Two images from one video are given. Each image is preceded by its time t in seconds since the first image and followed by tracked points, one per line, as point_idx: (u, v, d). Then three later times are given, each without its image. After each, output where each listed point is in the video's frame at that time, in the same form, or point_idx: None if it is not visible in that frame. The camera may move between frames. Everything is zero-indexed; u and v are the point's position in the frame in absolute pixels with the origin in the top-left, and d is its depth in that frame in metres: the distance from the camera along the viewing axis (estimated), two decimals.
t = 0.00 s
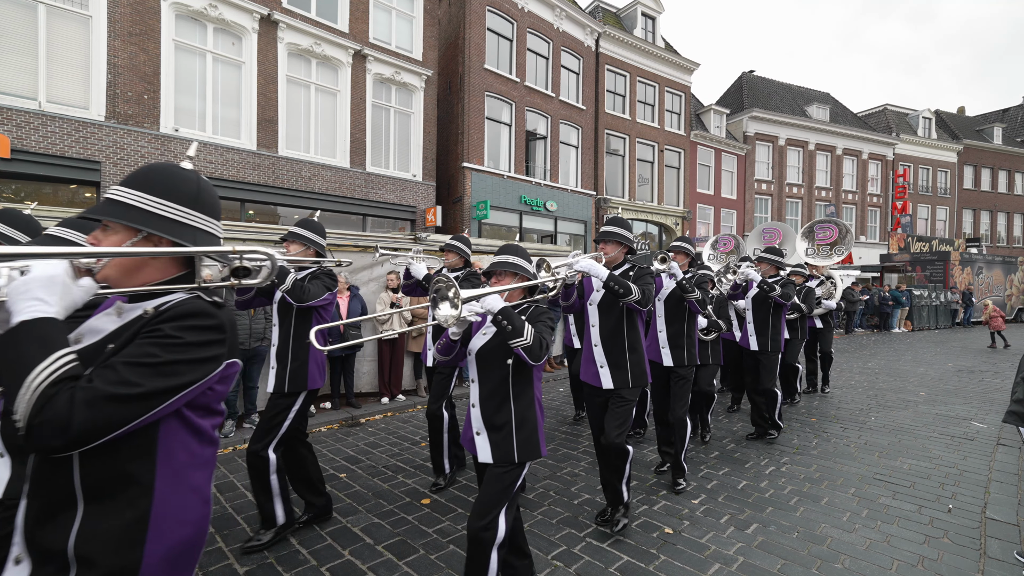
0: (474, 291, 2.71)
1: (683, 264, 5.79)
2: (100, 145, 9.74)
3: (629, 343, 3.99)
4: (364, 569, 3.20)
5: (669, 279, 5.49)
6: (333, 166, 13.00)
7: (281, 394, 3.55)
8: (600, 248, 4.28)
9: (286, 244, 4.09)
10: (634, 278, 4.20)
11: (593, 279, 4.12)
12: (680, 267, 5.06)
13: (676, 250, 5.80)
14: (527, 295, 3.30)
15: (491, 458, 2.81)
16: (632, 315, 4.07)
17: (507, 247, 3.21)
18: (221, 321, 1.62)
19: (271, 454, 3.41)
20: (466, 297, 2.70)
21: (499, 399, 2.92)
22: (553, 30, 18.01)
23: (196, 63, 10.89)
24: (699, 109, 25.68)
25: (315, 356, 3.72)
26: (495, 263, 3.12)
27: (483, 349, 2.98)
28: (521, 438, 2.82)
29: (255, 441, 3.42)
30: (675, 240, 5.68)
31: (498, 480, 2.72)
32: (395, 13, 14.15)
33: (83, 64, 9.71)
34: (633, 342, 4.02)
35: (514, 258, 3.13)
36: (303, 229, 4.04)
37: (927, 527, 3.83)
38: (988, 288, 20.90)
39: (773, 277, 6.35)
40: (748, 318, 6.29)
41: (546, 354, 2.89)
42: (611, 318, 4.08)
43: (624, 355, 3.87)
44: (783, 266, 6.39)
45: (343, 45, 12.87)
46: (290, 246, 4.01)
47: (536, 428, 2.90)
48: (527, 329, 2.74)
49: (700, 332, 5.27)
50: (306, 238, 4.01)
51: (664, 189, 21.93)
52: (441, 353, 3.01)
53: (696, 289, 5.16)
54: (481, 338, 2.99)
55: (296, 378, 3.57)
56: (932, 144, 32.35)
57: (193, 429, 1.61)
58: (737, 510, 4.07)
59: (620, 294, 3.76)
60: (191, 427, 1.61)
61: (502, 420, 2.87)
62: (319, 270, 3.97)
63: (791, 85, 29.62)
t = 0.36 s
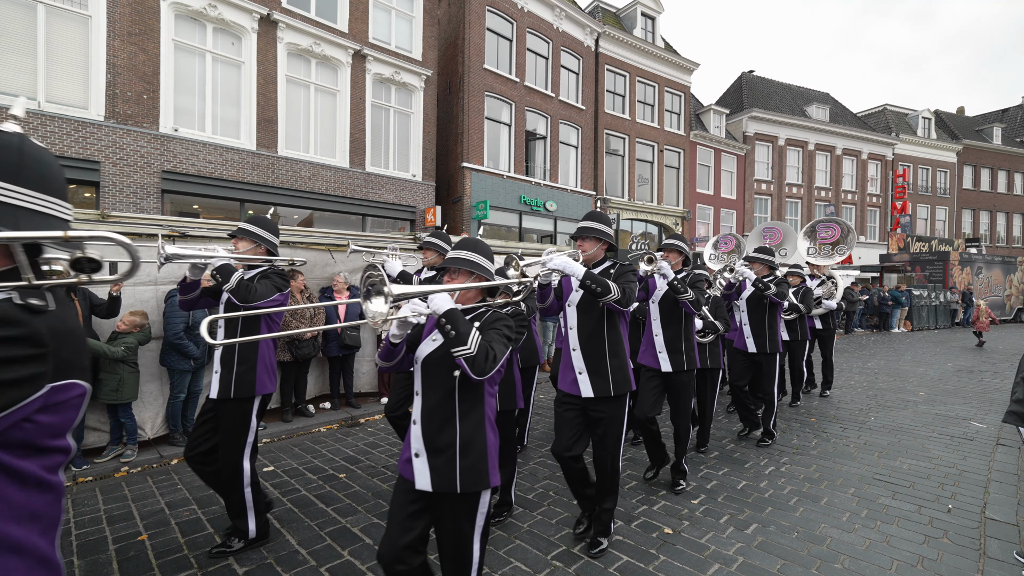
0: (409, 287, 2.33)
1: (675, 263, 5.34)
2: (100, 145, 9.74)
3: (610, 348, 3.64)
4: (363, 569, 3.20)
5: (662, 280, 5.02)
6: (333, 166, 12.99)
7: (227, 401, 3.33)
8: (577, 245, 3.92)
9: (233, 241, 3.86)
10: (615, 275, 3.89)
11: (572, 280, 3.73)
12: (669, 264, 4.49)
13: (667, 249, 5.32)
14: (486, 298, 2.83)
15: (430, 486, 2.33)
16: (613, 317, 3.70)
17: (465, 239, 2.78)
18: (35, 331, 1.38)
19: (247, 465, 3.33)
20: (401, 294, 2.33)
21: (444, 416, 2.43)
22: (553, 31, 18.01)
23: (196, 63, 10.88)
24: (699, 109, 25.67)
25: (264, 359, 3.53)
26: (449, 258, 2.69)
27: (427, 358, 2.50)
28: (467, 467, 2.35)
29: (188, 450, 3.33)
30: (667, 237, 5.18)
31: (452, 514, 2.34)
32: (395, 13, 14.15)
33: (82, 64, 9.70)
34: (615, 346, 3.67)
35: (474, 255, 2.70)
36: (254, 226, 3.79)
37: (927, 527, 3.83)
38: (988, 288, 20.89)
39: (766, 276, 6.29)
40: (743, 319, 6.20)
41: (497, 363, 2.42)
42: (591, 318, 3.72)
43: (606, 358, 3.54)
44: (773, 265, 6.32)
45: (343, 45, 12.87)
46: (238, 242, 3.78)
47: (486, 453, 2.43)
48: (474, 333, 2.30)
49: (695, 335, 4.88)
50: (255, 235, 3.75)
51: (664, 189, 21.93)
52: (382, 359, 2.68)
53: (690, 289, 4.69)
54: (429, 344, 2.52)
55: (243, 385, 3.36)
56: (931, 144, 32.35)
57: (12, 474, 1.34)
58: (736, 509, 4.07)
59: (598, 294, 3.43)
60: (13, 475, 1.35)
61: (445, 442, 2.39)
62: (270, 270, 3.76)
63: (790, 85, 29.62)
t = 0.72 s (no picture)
0: (329, 286, 2.08)
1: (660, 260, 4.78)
2: (99, 145, 9.74)
3: (576, 353, 3.34)
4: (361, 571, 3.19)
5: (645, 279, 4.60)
6: (332, 166, 12.99)
7: (167, 407, 3.21)
8: (548, 241, 3.56)
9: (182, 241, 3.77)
10: (587, 275, 3.52)
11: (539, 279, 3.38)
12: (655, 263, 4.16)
13: (651, 245, 4.68)
14: (429, 304, 2.44)
15: (340, 526, 2.10)
16: (582, 319, 3.40)
17: (408, 236, 2.40)
18: None
19: (171, 473, 3.12)
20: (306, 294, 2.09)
21: (362, 442, 2.14)
22: (552, 30, 18.00)
23: (195, 63, 10.87)
24: (699, 109, 25.66)
25: (210, 358, 3.43)
26: (384, 257, 2.33)
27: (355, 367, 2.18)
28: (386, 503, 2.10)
29: (142, 466, 3.08)
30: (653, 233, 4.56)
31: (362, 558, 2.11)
32: (394, 13, 14.13)
33: (81, 65, 9.69)
34: (581, 350, 3.36)
35: (417, 255, 2.34)
36: (204, 225, 3.68)
37: (926, 527, 3.83)
38: (988, 288, 20.90)
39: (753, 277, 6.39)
40: (727, 321, 6.15)
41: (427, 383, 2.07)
42: (559, 318, 3.40)
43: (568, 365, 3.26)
44: (759, 266, 6.43)
45: (343, 45, 12.86)
46: (187, 243, 3.71)
47: (412, 483, 2.17)
48: (397, 344, 2.00)
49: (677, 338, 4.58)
50: (206, 234, 3.64)
51: (663, 190, 21.93)
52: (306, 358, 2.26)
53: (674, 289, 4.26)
54: (356, 355, 2.18)
55: (185, 391, 3.24)
56: (931, 144, 32.35)
57: None
58: (736, 510, 4.07)
59: (566, 295, 3.11)
60: None
61: (361, 474, 2.12)
62: (220, 270, 3.64)
63: (790, 85, 29.63)
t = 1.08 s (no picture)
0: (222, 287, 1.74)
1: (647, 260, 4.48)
2: (99, 145, 9.73)
3: (548, 362, 3.07)
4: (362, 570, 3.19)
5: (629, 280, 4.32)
6: (332, 166, 12.98)
7: (106, 419, 2.97)
8: (518, 237, 3.23)
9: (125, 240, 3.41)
10: (560, 276, 3.20)
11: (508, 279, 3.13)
12: (637, 262, 3.94)
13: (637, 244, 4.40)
14: (362, 307, 2.15)
15: None
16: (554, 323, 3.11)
17: (336, 232, 2.11)
18: None
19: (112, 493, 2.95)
20: (178, 299, 1.71)
21: (274, 476, 1.88)
22: (552, 30, 17.99)
23: (195, 63, 10.86)
24: (699, 109, 25.65)
25: (152, 367, 3.17)
26: (307, 254, 2.03)
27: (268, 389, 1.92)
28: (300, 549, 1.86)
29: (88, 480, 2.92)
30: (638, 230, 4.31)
31: None
32: (394, 12, 14.12)
33: (81, 65, 9.69)
34: (554, 359, 3.10)
35: (342, 251, 2.05)
36: (147, 224, 3.31)
37: (927, 528, 3.83)
38: (988, 288, 20.91)
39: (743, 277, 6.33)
40: (717, 322, 6.07)
41: (343, 403, 1.80)
42: (530, 323, 3.11)
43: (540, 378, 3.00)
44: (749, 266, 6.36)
45: (342, 45, 12.86)
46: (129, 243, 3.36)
47: (334, 523, 1.91)
48: (301, 358, 1.74)
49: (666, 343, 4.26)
50: (150, 234, 3.30)
51: (663, 190, 21.93)
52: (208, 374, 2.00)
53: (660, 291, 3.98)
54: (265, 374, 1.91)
55: (123, 400, 2.98)
56: (931, 144, 32.34)
57: None
58: (735, 510, 4.07)
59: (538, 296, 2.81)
60: None
61: (273, 515, 1.87)
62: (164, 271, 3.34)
63: (790, 85, 29.64)
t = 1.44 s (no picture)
0: (97, 287, 1.53)
1: (632, 256, 4.32)
2: (99, 145, 9.72)
3: (514, 370, 2.69)
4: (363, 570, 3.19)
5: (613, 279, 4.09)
6: (331, 165, 12.97)
7: (41, 427, 2.77)
8: (478, 229, 2.84)
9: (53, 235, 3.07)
10: (526, 271, 2.83)
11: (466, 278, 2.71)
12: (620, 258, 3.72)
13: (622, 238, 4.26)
14: (277, 310, 1.81)
15: None
16: (520, 327, 2.73)
17: (243, 222, 1.77)
18: None
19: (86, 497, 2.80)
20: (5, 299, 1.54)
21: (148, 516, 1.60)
22: (552, 30, 17.98)
23: (194, 63, 10.85)
24: (699, 109, 25.64)
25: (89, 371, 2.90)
26: (204, 249, 1.73)
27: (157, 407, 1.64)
28: None
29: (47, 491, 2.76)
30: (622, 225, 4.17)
31: None
32: (394, 12, 14.11)
33: (81, 64, 9.68)
34: (521, 365, 2.72)
35: (243, 245, 1.74)
36: (76, 217, 2.98)
37: (927, 528, 3.82)
38: (988, 289, 20.91)
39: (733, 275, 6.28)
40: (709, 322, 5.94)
41: (197, 435, 1.48)
42: (494, 326, 2.72)
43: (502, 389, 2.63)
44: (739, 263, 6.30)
45: (342, 45, 12.86)
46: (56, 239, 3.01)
47: None
48: (147, 377, 1.46)
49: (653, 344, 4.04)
50: (81, 229, 2.97)
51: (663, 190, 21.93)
52: (80, 396, 1.69)
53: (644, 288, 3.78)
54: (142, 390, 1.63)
55: (54, 407, 2.75)
56: (930, 144, 32.34)
57: None
58: (737, 510, 4.07)
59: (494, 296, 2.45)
60: None
61: (144, 562, 1.58)
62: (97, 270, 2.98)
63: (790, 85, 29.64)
